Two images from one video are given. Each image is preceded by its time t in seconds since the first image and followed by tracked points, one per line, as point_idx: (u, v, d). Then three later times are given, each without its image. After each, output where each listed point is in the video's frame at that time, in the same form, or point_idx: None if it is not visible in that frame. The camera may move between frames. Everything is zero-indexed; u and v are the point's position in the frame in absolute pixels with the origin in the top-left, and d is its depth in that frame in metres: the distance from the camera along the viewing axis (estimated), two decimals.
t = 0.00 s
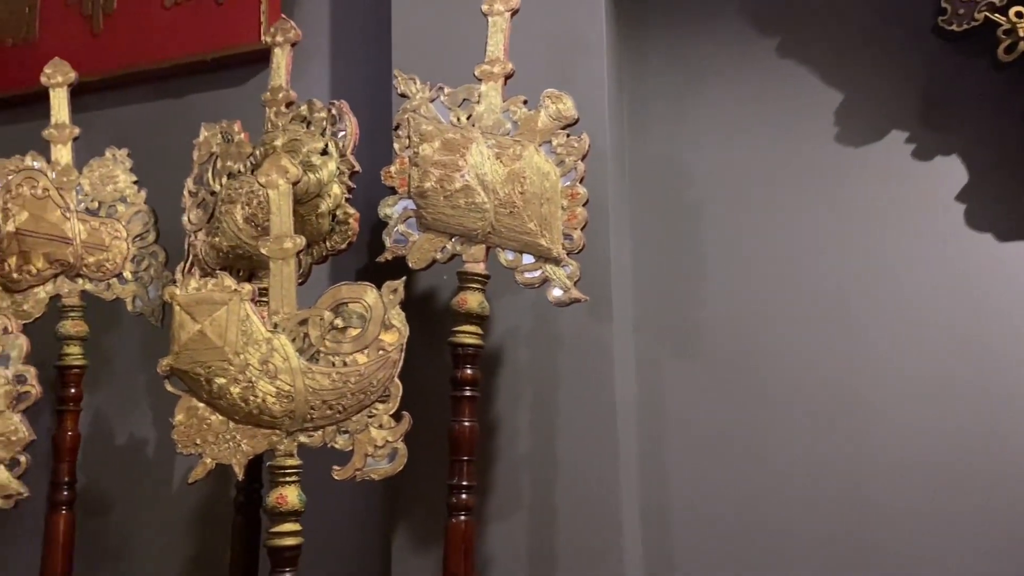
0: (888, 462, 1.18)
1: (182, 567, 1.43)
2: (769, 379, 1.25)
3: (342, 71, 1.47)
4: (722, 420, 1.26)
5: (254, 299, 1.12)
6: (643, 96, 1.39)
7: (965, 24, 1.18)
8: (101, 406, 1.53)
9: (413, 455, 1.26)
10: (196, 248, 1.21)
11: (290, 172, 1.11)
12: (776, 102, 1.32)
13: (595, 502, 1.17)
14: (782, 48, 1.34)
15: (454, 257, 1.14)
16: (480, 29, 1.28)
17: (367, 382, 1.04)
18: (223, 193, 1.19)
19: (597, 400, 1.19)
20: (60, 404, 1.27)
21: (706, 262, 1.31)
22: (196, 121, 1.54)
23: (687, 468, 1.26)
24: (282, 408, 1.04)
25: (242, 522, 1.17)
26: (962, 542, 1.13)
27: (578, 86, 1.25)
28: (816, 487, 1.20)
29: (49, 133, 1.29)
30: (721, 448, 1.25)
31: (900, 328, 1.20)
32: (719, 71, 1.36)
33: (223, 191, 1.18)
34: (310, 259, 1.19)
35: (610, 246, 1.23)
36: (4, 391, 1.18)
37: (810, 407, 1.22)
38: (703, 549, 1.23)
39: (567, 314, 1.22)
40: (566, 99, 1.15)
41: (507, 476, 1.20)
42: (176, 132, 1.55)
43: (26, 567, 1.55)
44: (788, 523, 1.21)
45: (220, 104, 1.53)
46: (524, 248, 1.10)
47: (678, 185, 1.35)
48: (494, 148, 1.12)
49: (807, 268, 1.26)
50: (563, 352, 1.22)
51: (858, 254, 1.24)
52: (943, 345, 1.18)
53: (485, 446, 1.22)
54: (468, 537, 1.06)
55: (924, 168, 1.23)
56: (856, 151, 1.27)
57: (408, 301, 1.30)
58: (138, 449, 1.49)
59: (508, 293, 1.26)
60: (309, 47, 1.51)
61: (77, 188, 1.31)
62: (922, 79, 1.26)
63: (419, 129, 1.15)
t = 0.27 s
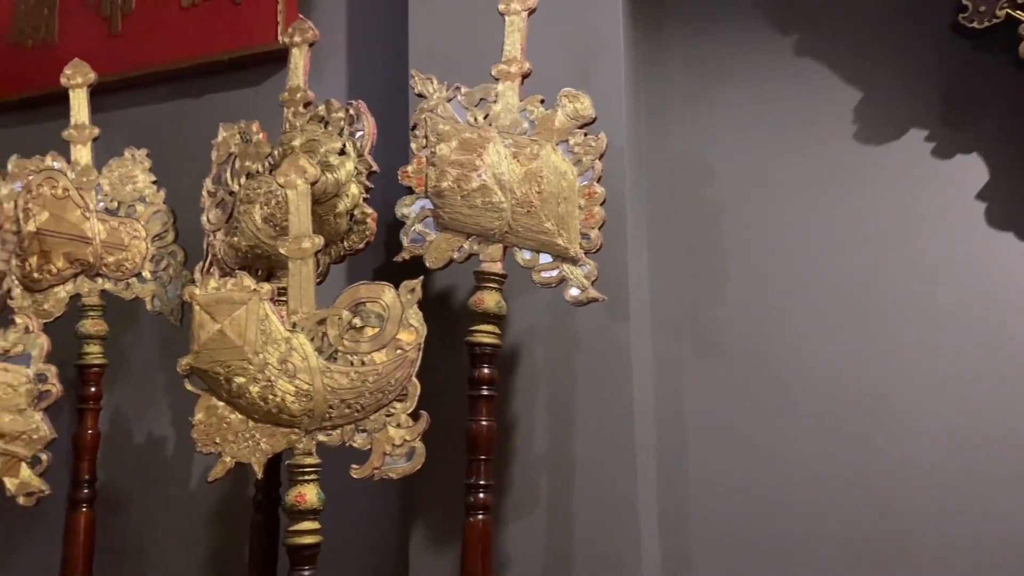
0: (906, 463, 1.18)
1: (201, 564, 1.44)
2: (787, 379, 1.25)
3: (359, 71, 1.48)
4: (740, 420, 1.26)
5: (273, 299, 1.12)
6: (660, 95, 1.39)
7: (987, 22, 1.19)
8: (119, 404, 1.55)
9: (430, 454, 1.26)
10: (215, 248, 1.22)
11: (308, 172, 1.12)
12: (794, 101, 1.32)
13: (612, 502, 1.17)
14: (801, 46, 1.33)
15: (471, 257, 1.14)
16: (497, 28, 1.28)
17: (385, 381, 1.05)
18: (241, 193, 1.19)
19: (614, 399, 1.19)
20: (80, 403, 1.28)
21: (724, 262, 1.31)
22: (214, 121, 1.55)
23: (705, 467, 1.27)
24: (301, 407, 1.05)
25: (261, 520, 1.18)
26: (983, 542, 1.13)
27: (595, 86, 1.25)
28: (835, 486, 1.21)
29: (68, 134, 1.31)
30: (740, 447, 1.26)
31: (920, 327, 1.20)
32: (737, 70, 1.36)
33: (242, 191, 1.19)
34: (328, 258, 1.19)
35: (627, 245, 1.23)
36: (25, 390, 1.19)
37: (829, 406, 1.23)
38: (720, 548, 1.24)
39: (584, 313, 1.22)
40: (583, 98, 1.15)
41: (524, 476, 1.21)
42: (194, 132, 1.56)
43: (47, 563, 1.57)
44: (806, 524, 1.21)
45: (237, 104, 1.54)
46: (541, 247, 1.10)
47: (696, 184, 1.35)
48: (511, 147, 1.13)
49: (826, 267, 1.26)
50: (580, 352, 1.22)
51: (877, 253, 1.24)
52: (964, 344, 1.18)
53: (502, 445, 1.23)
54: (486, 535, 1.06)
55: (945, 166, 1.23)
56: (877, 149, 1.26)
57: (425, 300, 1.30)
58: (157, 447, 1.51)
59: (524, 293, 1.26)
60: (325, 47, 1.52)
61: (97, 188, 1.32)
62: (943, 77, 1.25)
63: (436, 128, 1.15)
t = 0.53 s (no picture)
0: (928, 462, 1.17)
1: (222, 560, 1.45)
2: (808, 378, 1.25)
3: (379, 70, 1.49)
4: (760, 419, 1.26)
5: (295, 297, 1.13)
6: (680, 93, 1.39)
7: (1009, 18, 1.16)
8: (140, 401, 1.56)
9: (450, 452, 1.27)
10: (237, 247, 1.23)
11: (330, 171, 1.13)
12: (814, 98, 1.32)
13: (633, 501, 1.17)
14: (822, 43, 1.33)
15: (491, 255, 1.15)
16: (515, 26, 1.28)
17: (406, 379, 1.05)
18: (263, 193, 1.20)
19: (634, 398, 1.19)
20: (103, 400, 1.29)
21: (743, 261, 1.31)
22: (233, 120, 1.56)
23: (725, 466, 1.26)
24: (323, 405, 1.05)
25: (283, 517, 1.19)
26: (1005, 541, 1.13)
27: (615, 85, 1.25)
28: (856, 486, 1.20)
29: (91, 134, 1.32)
30: (760, 446, 1.25)
31: (943, 325, 1.20)
32: (758, 67, 1.36)
33: (263, 190, 1.20)
34: (349, 257, 1.20)
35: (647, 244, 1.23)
36: (50, 388, 1.20)
37: (851, 405, 1.22)
38: (741, 547, 1.24)
39: (604, 312, 1.22)
40: (604, 97, 1.14)
41: (544, 474, 1.21)
42: (214, 132, 1.57)
43: (70, 559, 1.58)
44: (828, 523, 1.21)
45: (257, 104, 1.54)
46: (561, 245, 1.10)
47: (715, 181, 1.34)
48: (531, 146, 1.13)
49: (848, 265, 1.26)
50: (599, 351, 1.22)
51: (900, 251, 1.23)
52: (988, 343, 1.18)
53: (521, 443, 1.23)
54: (507, 533, 1.06)
55: (969, 163, 1.22)
56: (898, 147, 1.26)
57: (445, 298, 1.30)
58: (178, 445, 1.52)
59: (543, 291, 1.26)
60: (344, 47, 1.52)
61: (119, 187, 1.34)
62: (967, 74, 1.24)
63: (456, 127, 1.15)
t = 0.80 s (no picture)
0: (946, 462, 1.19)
1: (241, 558, 1.46)
2: (826, 378, 1.26)
3: (396, 72, 1.50)
4: (778, 419, 1.27)
5: (315, 297, 1.14)
6: (698, 93, 1.40)
7: None
8: (160, 400, 1.57)
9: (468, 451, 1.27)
10: (258, 247, 1.24)
11: (349, 173, 1.13)
12: (833, 99, 1.33)
13: (652, 501, 1.17)
14: (840, 43, 1.34)
15: (509, 256, 1.15)
16: (532, 27, 1.28)
17: (426, 380, 1.05)
18: (282, 194, 1.21)
19: (652, 397, 1.20)
20: (125, 400, 1.31)
21: (762, 261, 1.32)
22: (251, 121, 1.57)
23: (744, 464, 1.28)
24: (344, 405, 1.06)
25: (303, 517, 1.19)
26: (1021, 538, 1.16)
27: (632, 84, 1.25)
28: (875, 484, 1.22)
29: (112, 135, 1.33)
30: (780, 444, 1.27)
31: (961, 325, 1.22)
32: (776, 66, 1.37)
33: (283, 191, 1.21)
34: (367, 258, 1.22)
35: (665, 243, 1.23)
36: (73, 387, 1.22)
37: (870, 403, 1.24)
38: (759, 546, 1.25)
39: (621, 312, 1.23)
40: (622, 97, 1.15)
41: (561, 474, 1.21)
42: (232, 133, 1.58)
43: (92, 556, 1.60)
44: (845, 522, 1.22)
45: (273, 105, 1.56)
46: (579, 246, 1.11)
47: (734, 181, 1.35)
48: (549, 146, 1.13)
49: (867, 265, 1.27)
50: (617, 351, 1.22)
51: (918, 251, 1.25)
52: (1005, 342, 1.20)
53: (539, 443, 1.23)
54: (526, 532, 1.07)
55: (989, 164, 1.24)
56: (918, 147, 1.27)
57: (462, 298, 1.31)
58: (196, 444, 1.53)
59: (560, 292, 1.26)
60: (362, 47, 1.53)
61: (140, 187, 1.34)
62: (987, 75, 1.26)
63: (474, 128, 1.16)
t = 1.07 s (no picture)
0: (965, 460, 1.19)
1: (257, 554, 1.47)
2: (842, 378, 1.26)
3: (411, 69, 1.50)
4: (795, 417, 1.27)
5: (332, 295, 1.14)
6: (714, 90, 1.40)
7: None
8: (176, 397, 1.58)
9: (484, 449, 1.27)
10: (274, 245, 1.25)
11: (366, 171, 1.13)
12: (851, 95, 1.33)
13: (669, 498, 1.18)
14: (857, 38, 1.34)
15: (525, 253, 1.15)
16: (548, 24, 1.28)
17: (442, 377, 1.05)
18: (299, 192, 1.22)
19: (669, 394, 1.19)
20: (142, 397, 1.31)
21: (779, 259, 1.32)
22: (267, 119, 1.57)
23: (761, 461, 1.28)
24: (361, 403, 1.06)
25: (320, 514, 1.20)
26: None
27: (649, 82, 1.25)
28: (892, 482, 1.21)
29: (128, 133, 1.33)
30: (796, 442, 1.27)
31: (979, 322, 1.21)
32: (793, 62, 1.37)
33: (299, 189, 1.22)
34: (384, 255, 1.21)
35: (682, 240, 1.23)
36: (91, 384, 1.23)
37: (887, 401, 1.23)
38: (776, 544, 1.25)
39: (638, 309, 1.22)
40: (638, 94, 1.14)
41: (577, 471, 1.21)
42: (247, 130, 1.59)
43: (109, 552, 1.61)
44: (863, 521, 1.22)
45: (288, 103, 1.56)
46: (596, 243, 1.10)
47: (751, 178, 1.36)
48: (566, 143, 1.13)
49: (884, 262, 1.27)
50: (633, 349, 1.22)
51: (936, 248, 1.25)
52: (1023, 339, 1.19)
53: (555, 440, 1.23)
54: (543, 530, 1.07)
55: (1008, 159, 1.23)
56: (936, 142, 1.27)
57: (477, 296, 1.31)
58: (213, 441, 1.54)
59: (576, 289, 1.26)
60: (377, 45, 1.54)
61: (156, 185, 1.35)
62: (1007, 69, 1.26)
63: (490, 126, 1.15)
